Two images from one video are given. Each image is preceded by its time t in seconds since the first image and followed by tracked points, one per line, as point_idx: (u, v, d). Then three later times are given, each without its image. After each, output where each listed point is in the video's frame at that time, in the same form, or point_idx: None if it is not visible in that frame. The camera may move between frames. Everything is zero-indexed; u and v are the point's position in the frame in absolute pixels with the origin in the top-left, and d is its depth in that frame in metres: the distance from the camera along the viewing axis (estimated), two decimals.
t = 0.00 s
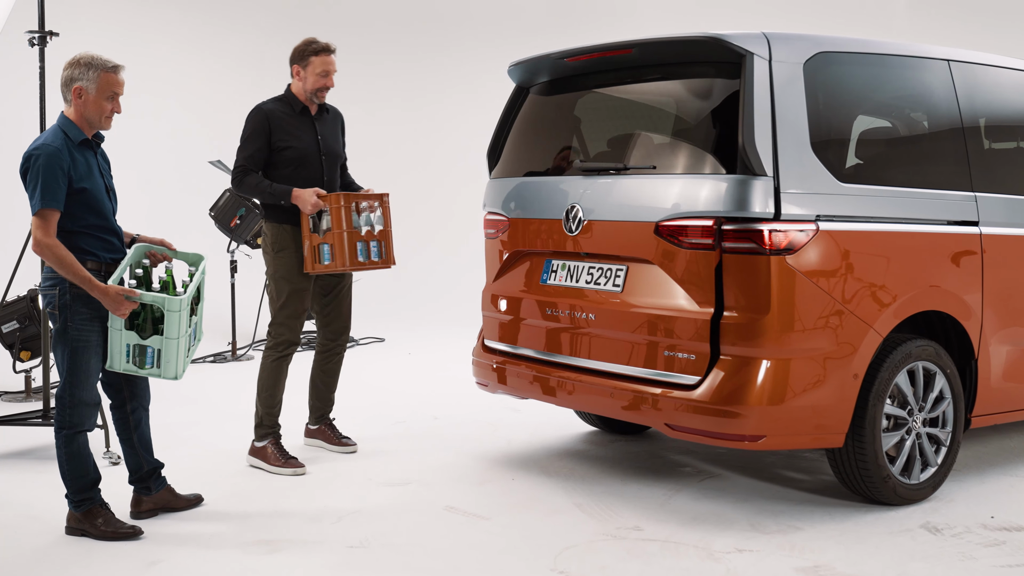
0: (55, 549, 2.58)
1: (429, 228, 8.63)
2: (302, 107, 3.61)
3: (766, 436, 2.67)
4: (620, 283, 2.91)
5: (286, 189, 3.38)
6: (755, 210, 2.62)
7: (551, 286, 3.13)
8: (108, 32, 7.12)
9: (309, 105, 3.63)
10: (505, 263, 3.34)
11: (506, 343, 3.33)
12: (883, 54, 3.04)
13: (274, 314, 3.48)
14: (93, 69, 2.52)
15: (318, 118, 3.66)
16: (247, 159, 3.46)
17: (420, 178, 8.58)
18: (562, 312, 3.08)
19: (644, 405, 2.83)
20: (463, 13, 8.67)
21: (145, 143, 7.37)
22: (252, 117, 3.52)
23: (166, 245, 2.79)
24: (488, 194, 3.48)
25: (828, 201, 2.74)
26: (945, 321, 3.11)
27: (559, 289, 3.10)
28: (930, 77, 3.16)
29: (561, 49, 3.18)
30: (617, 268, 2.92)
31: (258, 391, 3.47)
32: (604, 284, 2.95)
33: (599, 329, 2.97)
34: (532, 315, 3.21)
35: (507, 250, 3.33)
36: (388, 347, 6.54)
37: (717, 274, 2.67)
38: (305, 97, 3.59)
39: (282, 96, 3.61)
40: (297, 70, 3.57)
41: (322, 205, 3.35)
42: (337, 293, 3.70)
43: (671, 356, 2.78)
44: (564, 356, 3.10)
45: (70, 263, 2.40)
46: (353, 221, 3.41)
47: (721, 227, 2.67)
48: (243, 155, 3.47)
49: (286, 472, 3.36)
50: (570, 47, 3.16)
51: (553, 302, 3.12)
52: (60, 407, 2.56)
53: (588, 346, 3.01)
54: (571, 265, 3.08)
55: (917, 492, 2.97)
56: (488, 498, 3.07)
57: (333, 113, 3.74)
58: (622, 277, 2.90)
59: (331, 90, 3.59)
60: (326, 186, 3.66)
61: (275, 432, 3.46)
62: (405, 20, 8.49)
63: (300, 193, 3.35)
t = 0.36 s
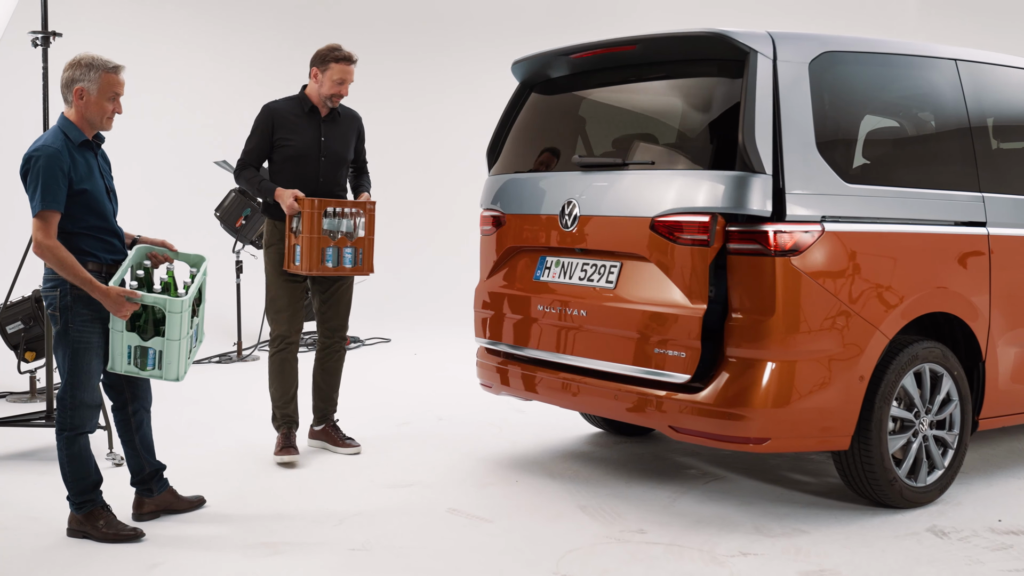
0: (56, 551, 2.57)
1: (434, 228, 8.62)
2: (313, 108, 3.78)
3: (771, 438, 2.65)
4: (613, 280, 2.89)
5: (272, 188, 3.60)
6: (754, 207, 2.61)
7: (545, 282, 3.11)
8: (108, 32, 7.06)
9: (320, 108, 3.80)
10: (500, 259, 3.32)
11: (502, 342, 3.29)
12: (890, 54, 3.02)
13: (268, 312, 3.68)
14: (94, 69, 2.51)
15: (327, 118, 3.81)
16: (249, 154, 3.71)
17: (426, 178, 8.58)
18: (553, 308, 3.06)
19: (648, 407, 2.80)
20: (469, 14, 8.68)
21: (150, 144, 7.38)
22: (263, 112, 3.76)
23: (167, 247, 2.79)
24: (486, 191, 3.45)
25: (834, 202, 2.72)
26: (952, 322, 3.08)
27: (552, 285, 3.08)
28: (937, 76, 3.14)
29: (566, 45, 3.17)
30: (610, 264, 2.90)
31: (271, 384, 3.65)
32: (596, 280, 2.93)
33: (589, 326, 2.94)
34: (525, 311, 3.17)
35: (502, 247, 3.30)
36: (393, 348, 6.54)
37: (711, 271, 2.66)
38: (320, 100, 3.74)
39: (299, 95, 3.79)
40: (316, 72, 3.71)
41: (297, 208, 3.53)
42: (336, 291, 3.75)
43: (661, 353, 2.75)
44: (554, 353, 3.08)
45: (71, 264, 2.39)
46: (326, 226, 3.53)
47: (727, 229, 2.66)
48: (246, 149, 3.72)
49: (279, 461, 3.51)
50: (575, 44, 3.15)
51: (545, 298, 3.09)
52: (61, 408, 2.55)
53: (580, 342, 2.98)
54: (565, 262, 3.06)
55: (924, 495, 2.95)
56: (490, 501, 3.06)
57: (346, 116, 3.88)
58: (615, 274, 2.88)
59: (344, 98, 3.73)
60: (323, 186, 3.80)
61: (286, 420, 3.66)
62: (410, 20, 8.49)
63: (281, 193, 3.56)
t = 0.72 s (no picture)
0: (60, 552, 2.57)
1: (440, 229, 8.62)
2: (295, 109, 3.88)
3: (777, 440, 2.63)
4: (602, 271, 2.86)
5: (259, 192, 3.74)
6: (749, 201, 2.61)
7: (534, 274, 3.08)
8: (132, 35, 7.19)
9: (303, 108, 3.89)
10: (489, 251, 3.28)
11: (487, 335, 3.25)
12: (897, 54, 3.00)
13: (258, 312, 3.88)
14: (100, 70, 2.51)
15: (311, 117, 3.90)
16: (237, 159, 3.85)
17: (431, 178, 8.59)
18: (540, 299, 3.02)
19: (654, 408, 2.80)
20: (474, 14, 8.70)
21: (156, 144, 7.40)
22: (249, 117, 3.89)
23: (172, 247, 2.79)
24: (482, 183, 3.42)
25: (840, 202, 2.71)
26: (960, 324, 3.06)
27: (540, 277, 3.05)
28: (945, 76, 3.12)
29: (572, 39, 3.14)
30: (600, 256, 2.88)
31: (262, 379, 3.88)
32: (585, 271, 2.91)
33: (575, 317, 2.91)
34: (510, 303, 3.14)
35: (493, 239, 3.27)
36: (399, 348, 6.54)
37: (701, 263, 2.65)
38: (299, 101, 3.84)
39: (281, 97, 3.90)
40: (294, 74, 3.81)
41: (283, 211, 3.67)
42: (329, 290, 3.87)
43: (645, 345, 2.73)
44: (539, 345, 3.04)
45: (75, 265, 2.40)
46: (311, 227, 3.69)
47: (733, 229, 2.64)
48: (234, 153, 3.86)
49: (259, 450, 3.75)
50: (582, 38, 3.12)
51: (532, 290, 3.06)
52: (66, 409, 2.56)
53: (564, 333, 2.95)
54: (554, 254, 3.03)
55: (931, 497, 2.93)
56: (495, 502, 3.05)
57: (331, 114, 3.98)
58: (605, 265, 2.86)
59: (323, 97, 3.82)
60: (310, 186, 3.91)
61: (273, 412, 3.89)
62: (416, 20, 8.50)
63: (267, 197, 3.71)
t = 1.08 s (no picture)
0: (69, 553, 2.57)
1: (446, 228, 8.62)
2: (279, 114, 3.89)
3: (788, 442, 2.62)
4: (592, 258, 2.76)
5: (253, 198, 3.74)
6: (747, 192, 2.57)
7: (523, 262, 2.97)
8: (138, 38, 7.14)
9: (287, 113, 3.90)
10: (479, 239, 3.17)
11: (468, 324, 3.09)
12: (907, 53, 2.99)
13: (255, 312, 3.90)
14: (110, 70, 2.51)
15: (295, 121, 3.91)
16: (228, 166, 3.86)
17: (437, 178, 8.59)
18: (525, 286, 2.90)
19: (663, 410, 2.79)
20: (479, 15, 8.74)
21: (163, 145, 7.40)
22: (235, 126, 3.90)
23: (180, 249, 2.78)
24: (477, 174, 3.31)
25: (851, 203, 2.69)
26: (970, 325, 3.05)
27: (529, 265, 2.94)
28: (955, 76, 3.10)
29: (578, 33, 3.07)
30: (592, 243, 2.78)
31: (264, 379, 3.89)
32: (575, 259, 2.80)
33: (559, 303, 2.79)
34: (494, 289, 3.01)
35: (484, 227, 3.15)
36: (407, 348, 6.55)
37: (694, 251, 2.56)
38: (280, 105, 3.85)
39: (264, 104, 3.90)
40: (271, 80, 3.83)
41: (280, 216, 3.65)
42: (327, 290, 3.87)
43: (631, 331, 2.60)
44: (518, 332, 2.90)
45: (84, 266, 2.39)
46: (310, 231, 3.68)
47: (745, 231, 2.65)
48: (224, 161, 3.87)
49: (267, 451, 3.74)
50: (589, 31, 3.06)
51: (518, 276, 2.94)
52: (74, 411, 2.55)
53: (549, 320, 2.82)
54: (546, 242, 2.92)
55: (942, 500, 2.91)
56: (503, 504, 3.04)
57: (316, 115, 3.98)
58: (596, 253, 2.76)
59: (301, 99, 3.80)
60: (303, 189, 3.92)
61: (279, 414, 3.87)
62: (421, 20, 8.51)
63: (264, 202, 3.70)
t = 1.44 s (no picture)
0: (77, 555, 2.56)
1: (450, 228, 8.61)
2: (289, 113, 3.90)
3: (799, 444, 2.61)
4: (582, 241, 2.66)
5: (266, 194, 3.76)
6: (745, 180, 2.45)
7: (510, 245, 2.85)
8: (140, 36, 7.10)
9: (297, 112, 3.92)
10: (469, 224, 3.05)
11: (445, 306, 2.95)
12: (917, 52, 2.97)
13: (267, 309, 3.90)
14: (122, 71, 2.51)
15: (305, 120, 3.94)
16: (239, 166, 3.85)
17: (441, 178, 8.58)
18: (509, 267, 2.78)
19: (672, 410, 2.78)
20: (482, 14, 8.74)
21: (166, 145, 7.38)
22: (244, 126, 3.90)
23: (187, 248, 2.76)
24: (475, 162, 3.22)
25: (862, 203, 2.68)
26: (981, 326, 3.03)
27: (516, 247, 2.82)
28: (966, 76, 3.09)
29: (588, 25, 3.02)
30: (583, 227, 2.68)
31: (272, 382, 3.87)
32: (565, 241, 2.69)
33: (543, 283, 2.66)
34: (479, 270, 2.88)
35: (475, 212, 3.04)
36: (411, 349, 6.54)
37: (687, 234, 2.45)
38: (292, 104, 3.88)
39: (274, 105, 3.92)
40: (281, 78, 3.85)
41: (291, 211, 3.69)
42: (335, 290, 3.97)
43: (614, 312, 2.47)
44: (495, 311, 2.76)
45: (91, 267, 2.38)
46: (320, 226, 3.72)
47: (755, 232, 2.64)
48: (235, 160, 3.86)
49: (273, 452, 3.73)
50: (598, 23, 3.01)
51: (504, 258, 2.82)
52: (80, 413, 2.54)
53: (529, 300, 2.67)
54: (537, 226, 2.82)
55: (952, 501, 2.90)
56: (511, 506, 3.02)
57: (324, 114, 4.01)
58: (586, 236, 2.66)
59: (311, 97, 3.84)
60: (314, 187, 3.94)
61: (285, 414, 3.86)
62: (425, 20, 8.49)
63: (276, 198, 3.72)
